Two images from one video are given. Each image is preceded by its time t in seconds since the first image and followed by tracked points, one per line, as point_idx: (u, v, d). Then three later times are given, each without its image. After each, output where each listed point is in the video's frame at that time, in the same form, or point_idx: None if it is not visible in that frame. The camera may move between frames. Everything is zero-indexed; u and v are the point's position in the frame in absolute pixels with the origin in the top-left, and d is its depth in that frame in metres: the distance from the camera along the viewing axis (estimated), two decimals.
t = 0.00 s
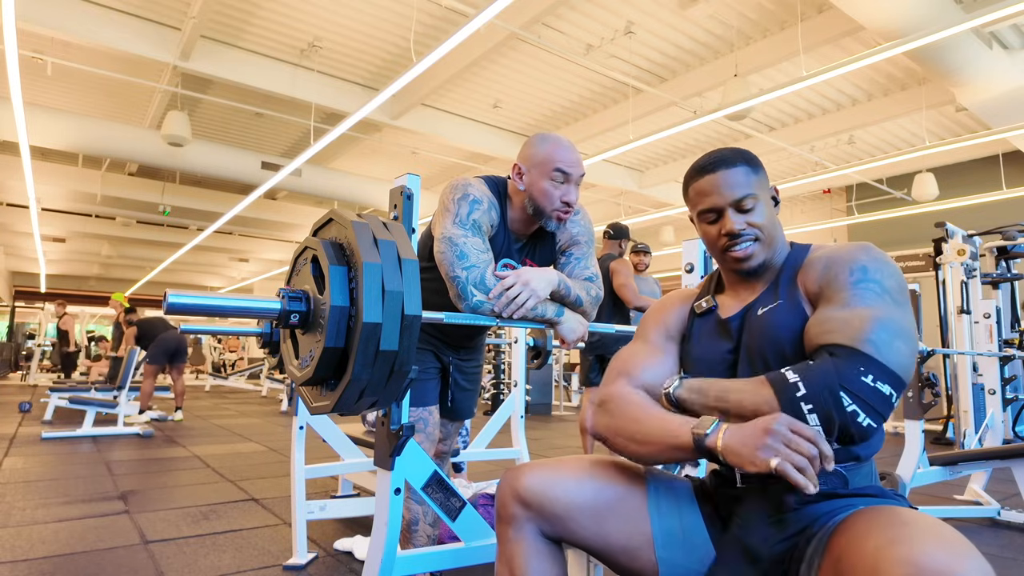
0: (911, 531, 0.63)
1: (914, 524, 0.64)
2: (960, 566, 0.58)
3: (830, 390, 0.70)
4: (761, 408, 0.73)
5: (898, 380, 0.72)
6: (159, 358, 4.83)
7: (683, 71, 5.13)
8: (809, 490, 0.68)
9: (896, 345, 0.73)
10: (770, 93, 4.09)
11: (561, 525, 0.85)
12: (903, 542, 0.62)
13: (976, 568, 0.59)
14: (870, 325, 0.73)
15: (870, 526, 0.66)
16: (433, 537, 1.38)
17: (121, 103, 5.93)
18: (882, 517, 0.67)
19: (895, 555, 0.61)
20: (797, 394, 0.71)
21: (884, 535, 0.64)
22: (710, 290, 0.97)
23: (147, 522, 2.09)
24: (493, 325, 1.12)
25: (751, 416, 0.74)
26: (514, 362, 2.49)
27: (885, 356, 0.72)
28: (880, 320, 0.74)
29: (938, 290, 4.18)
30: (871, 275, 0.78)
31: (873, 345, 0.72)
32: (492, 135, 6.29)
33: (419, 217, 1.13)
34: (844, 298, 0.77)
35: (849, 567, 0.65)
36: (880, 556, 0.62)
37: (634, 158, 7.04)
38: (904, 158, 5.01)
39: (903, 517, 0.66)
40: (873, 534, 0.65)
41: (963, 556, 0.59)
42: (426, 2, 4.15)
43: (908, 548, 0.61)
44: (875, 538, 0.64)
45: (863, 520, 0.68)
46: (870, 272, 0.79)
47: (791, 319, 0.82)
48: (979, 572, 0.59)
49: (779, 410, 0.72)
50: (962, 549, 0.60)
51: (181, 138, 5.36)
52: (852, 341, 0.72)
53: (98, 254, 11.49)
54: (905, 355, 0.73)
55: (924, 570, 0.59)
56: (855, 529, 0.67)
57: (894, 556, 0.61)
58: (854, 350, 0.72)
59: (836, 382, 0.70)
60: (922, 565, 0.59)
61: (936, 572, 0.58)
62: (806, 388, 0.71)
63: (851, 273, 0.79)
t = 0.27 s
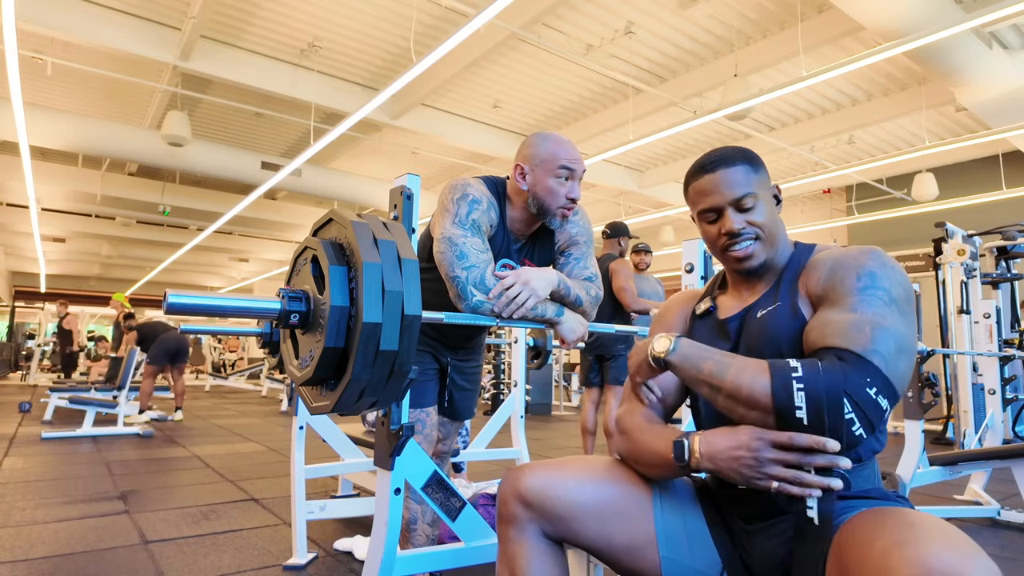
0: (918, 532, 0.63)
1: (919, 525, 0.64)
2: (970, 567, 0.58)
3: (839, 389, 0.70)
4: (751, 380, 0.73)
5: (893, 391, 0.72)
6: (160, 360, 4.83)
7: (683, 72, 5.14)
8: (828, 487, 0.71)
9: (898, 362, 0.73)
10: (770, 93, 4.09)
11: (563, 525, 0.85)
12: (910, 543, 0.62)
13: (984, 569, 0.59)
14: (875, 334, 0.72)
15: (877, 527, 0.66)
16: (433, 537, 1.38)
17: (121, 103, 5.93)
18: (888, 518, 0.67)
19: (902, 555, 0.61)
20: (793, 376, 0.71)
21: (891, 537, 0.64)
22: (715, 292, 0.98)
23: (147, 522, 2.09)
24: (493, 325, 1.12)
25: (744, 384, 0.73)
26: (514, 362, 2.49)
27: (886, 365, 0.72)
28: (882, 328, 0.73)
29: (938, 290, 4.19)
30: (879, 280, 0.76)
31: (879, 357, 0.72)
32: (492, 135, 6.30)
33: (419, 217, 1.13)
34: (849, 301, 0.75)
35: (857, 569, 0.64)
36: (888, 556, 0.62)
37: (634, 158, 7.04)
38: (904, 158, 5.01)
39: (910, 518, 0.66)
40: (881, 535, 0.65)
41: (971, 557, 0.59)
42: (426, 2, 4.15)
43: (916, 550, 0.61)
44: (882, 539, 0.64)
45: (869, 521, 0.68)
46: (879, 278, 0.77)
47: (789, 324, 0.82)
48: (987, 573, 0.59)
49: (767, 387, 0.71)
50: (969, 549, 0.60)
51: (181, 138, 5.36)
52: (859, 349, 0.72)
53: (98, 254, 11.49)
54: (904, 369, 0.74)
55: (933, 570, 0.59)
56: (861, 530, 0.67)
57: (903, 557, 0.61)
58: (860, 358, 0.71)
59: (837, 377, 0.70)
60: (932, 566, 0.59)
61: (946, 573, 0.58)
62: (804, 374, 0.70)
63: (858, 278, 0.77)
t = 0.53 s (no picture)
0: (907, 532, 0.63)
1: (911, 525, 0.64)
2: (955, 567, 0.59)
3: (851, 373, 0.66)
4: (761, 366, 0.66)
5: (893, 380, 0.71)
6: (161, 360, 4.83)
7: (683, 71, 5.14)
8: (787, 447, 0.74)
9: (900, 355, 0.71)
10: (770, 93, 4.09)
11: (562, 524, 0.85)
12: (899, 543, 0.62)
13: (969, 569, 0.59)
14: (880, 324, 0.71)
15: (867, 526, 0.66)
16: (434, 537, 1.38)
17: (121, 102, 5.93)
18: (880, 517, 0.67)
19: (890, 555, 0.61)
20: (809, 364, 0.66)
21: (882, 536, 0.64)
22: (716, 288, 0.98)
23: (147, 522, 2.09)
24: (493, 326, 1.12)
25: (754, 371, 0.67)
26: (514, 362, 2.49)
27: (891, 355, 0.70)
28: (884, 320, 0.71)
29: (938, 290, 4.18)
30: (882, 277, 0.76)
31: (886, 347, 0.70)
32: (492, 135, 6.29)
33: (419, 217, 1.13)
34: (851, 295, 0.75)
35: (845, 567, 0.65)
36: (875, 556, 0.62)
37: (634, 158, 7.04)
38: (904, 158, 5.01)
39: (900, 517, 0.66)
40: (870, 533, 0.65)
41: (957, 557, 0.60)
42: (425, 2, 4.15)
43: (906, 550, 0.61)
44: (872, 538, 0.64)
45: (861, 520, 0.68)
46: (882, 275, 0.76)
47: (786, 326, 0.83)
48: (972, 573, 0.59)
49: (780, 378, 0.65)
50: (959, 550, 0.61)
51: (181, 138, 5.36)
52: (865, 337, 0.69)
53: (98, 254, 11.48)
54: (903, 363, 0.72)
55: (921, 570, 0.59)
56: (851, 529, 0.67)
57: (892, 557, 0.61)
58: (868, 346, 0.69)
59: (849, 361, 0.67)
60: (920, 566, 0.59)
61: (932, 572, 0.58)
62: (820, 360, 0.66)
63: (862, 273, 0.76)
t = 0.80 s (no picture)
0: (896, 532, 0.63)
1: (902, 526, 0.64)
2: (942, 565, 0.58)
3: (890, 367, 0.62)
4: (836, 386, 0.58)
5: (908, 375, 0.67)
6: (161, 360, 4.84)
7: (683, 71, 5.14)
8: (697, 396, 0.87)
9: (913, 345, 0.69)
10: (770, 93, 4.09)
11: (561, 524, 0.85)
12: (889, 542, 0.61)
13: (959, 567, 0.59)
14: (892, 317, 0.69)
15: (858, 527, 0.66)
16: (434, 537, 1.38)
17: (121, 102, 5.93)
18: (873, 517, 0.66)
19: (878, 555, 0.61)
20: (867, 370, 0.60)
21: (872, 535, 0.63)
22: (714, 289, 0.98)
23: (147, 522, 2.09)
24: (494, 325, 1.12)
25: (831, 393, 0.57)
26: (514, 362, 2.49)
27: (907, 346, 0.67)
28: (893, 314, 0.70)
29: (938, 290, 4.18)
30: (880, 280, 0.75)
31: (903, 338, 0.67)
32: (492, 135, 6.29)
33: (419, 217, 1.13)
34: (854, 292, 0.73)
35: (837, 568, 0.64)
36: (863, 558, 0.62)
37: (635, 158, 7.04)
38: (904, 158, 5.00)
39: (892, 517, 0.66)
40: (861, 535, 0.64)
41: (945, 556, 0.59)
42: (425, 2, 4.15)
43: (895, 549, 0.60)
44: (864, 538, 0.64)
45: (854, 520, 0.68)
46: (881, 274, 0.75)
47: (780, 324, 0.81)
48: (962, 571, 0.58)
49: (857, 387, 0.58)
50: (950, 549, 0.60)
51: (181, 138, 5.36)
52: (885, 330, 0.66)
53: (98, 254, 11.48)
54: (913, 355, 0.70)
55: (906, 569, 0.58)
56: (843, 529, 0.67)
57: (881, 556, 0.60)
58: (889, 339, 0.65)
59: (885, 354, 0.62)
60: (907, 565, 0.59)
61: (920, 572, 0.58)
62: (872, 362, 0.61)
63: (864, 271, 0.75)
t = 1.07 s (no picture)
0: (900, 531, 0.63)
1: (905, 524, 0.64)
2: (950, 567, 0.58)
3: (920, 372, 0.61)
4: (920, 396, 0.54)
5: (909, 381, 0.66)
6: (161, 360, 4.83)
7: (683, 72, 5.14)
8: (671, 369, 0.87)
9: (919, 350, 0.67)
10: (770, 93, 4.09)
11: (561, 524, 0.85)
12: (893, 541, 0.61)
13: (963, 567, 0.59)
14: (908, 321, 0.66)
15: (861, 526, 0.66)
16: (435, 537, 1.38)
17: (121, 102, 5.93)
18: (874, 516, 0.66)
19: (884, 554, 0.61)
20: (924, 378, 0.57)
21: (876, 535, 0.63)
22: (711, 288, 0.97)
23: (147, 522, 2.09)
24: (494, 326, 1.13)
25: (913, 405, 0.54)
26: (514, 362, 2.49)
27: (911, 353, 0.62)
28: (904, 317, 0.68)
29: (938, 290, 4.18)
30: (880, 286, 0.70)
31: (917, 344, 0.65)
32: (492, 135, 6.29)
33: (419, 217, 1.13)
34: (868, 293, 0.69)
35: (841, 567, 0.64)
36: (870, 556, 0.62)
37: (635, 158, 7.04)
38: (904, 158, 5.00)
39: (894, 516, 0.66)
40: (865, 534, 0.64)
41: (951, 556, 0.59)
42: (425, 2, 4.15)
43: (899, 548, 0.60)
44: (867, 537, 0.64)
45: (856, 519, 0.68)
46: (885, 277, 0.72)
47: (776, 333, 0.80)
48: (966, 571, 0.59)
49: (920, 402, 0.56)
50: (952, 547, 0.61)
51: (181, 138, 5.36)
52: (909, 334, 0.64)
53: (98, 254, 11.48)
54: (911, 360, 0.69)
55: (914, 569, 0.58)
56: (846, 528, 0.67)
57: (886, 555, 0.60)
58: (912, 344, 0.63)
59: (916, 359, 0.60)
60: (913, 565, 0.59)
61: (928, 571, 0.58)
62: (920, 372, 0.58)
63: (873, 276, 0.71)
